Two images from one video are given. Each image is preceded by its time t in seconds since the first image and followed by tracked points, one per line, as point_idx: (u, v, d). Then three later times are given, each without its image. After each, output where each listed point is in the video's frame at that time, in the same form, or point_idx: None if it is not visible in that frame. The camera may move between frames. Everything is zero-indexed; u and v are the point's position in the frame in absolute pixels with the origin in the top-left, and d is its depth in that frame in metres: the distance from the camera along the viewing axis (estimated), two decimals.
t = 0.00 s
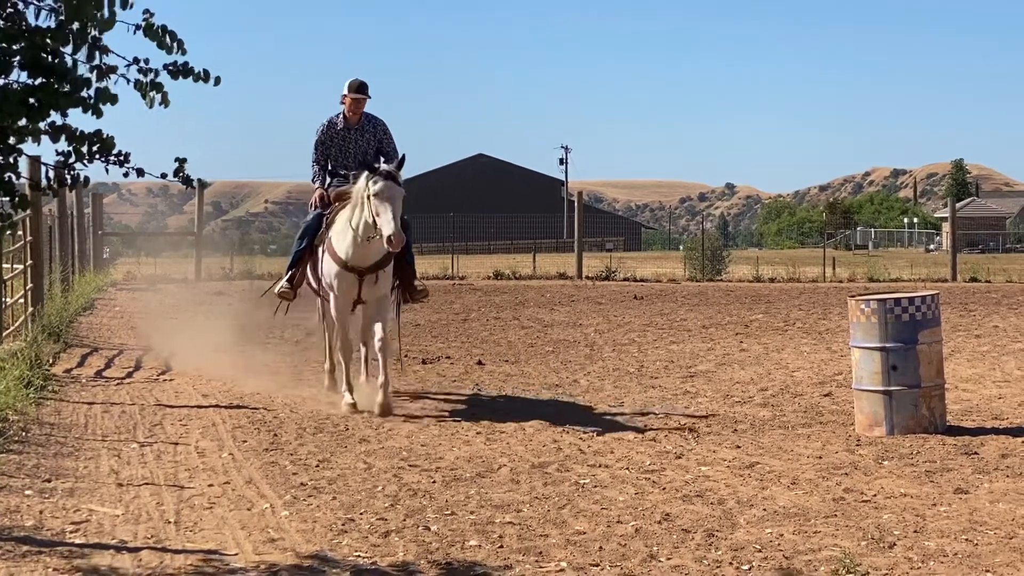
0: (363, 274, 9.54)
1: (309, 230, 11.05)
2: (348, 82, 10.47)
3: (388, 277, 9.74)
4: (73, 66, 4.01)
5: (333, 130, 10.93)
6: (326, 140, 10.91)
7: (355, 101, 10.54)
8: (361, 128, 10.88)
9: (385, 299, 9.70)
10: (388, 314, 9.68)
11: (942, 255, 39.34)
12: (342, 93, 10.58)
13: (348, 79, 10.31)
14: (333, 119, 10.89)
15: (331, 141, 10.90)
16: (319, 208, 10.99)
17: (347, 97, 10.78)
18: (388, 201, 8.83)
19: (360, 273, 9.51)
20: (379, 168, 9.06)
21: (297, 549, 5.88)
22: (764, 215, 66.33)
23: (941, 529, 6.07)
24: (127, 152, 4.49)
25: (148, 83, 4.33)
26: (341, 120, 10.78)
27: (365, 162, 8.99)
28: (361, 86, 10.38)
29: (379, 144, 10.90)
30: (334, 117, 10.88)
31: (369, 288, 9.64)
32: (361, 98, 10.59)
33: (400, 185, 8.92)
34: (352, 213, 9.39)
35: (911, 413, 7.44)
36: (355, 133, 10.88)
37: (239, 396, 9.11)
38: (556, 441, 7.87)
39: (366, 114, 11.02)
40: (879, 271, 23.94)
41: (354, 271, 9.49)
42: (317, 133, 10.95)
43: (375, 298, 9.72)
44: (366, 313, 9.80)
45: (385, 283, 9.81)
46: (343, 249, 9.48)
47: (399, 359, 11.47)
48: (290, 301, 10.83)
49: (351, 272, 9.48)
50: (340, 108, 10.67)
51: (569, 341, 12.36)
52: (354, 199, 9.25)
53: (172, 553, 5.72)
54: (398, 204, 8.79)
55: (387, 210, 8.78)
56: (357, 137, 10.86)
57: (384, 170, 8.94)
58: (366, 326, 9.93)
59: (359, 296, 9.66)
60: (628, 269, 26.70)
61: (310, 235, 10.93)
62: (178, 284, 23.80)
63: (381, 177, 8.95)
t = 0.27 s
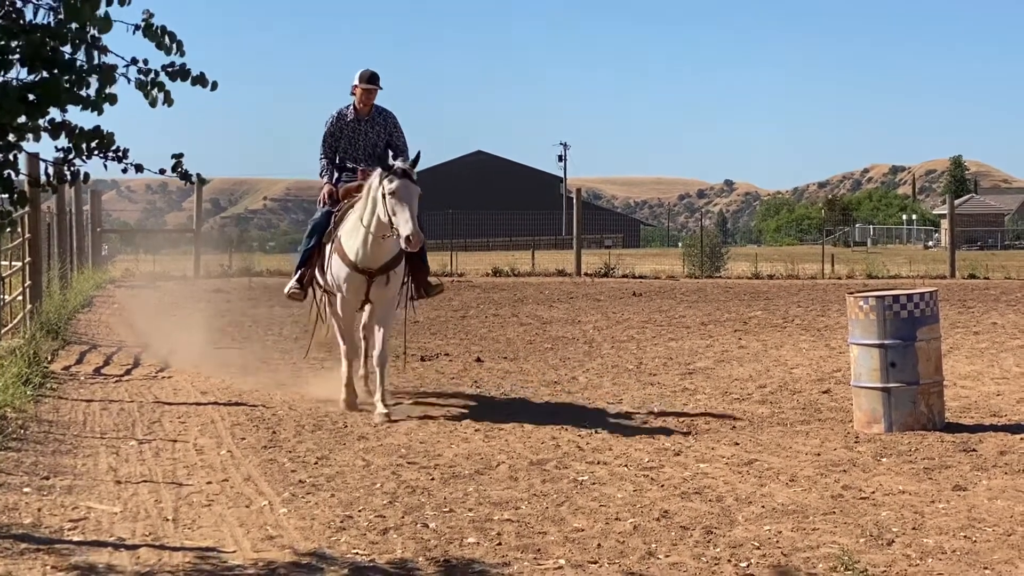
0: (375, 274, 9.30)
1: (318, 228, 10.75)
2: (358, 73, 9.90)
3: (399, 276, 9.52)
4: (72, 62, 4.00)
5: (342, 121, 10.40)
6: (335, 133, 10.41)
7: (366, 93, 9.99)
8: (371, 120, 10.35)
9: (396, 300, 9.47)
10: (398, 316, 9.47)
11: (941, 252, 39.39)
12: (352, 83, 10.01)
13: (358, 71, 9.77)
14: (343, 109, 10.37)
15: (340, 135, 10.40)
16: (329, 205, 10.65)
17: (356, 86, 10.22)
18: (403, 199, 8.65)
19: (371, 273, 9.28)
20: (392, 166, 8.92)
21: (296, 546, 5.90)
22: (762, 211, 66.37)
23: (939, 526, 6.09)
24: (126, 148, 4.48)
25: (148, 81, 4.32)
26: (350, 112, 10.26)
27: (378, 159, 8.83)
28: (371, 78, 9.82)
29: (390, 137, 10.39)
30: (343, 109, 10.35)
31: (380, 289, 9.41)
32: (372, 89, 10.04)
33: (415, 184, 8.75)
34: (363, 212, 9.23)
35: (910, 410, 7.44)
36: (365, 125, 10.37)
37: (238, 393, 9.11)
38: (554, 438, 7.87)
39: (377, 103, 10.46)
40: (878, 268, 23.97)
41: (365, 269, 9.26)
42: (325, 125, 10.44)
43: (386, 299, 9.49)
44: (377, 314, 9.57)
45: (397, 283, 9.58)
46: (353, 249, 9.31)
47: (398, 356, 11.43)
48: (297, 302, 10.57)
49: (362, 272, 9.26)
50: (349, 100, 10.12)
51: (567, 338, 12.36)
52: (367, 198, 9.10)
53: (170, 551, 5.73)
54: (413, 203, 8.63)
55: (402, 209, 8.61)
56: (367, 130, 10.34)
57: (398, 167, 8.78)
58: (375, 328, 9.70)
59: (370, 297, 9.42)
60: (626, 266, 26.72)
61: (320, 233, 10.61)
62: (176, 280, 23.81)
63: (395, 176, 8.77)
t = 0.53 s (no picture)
0: (385, 273, 9.02)
1: (319, 227, 10.43)
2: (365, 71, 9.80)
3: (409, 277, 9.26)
4: (70, 55, 3.99)
5: (346, 119, 10.27)
6: (338, 130, 10.27)
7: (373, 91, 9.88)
8: (375, 120, 10.24)
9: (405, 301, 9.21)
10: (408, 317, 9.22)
11: (939, 247, 39.43)
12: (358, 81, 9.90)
13: (367, 68, 9.63)
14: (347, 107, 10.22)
15: (343, 132, 10.27)
16: (330, 205, 10.32)
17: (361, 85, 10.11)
18: (420, 201, 8.38)
19: (382, 272, 8.99)
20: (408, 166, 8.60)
21: (293, 542, 5.90)
22: (758, 207, 66.36)
23: (937, 522, 6.11)
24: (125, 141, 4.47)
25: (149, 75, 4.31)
26: (355, 111, 10.15)
27: (395, 158, 8.52)
28: (379, 77, 9.72)
29: (394, 138, 10.29)
30: (347, 107, 10.22)
31: (390, 288, 9.12)
32: (380, 90, 9.93)
33: (432, 184, 8.47)
34: (375, 209, 8.95)
35: (907, 405, 7.44)
36: (370, 125, 10.25)
37: (234, 389, 9.10)
38: (552, 434, 7.87)
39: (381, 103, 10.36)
40: (875, 263, 23.96)
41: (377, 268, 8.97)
42: (328, 122, 10.30)
43: (395, 299, 9.21)
44: (385, 314, 9.29)
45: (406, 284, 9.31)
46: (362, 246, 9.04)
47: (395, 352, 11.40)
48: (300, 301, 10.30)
49: (372, 270, 8.97)
50: (355, 97, 10.01)
51: (564, 334, 12.34)
52: (380, 195, 8.81)
53: (167, 547, 5.72)
54: (430, 206, 8.35)
55: (418, 212, 8.34)
56: (371, 129, 10.24)
57: (415, 167, 8.48)
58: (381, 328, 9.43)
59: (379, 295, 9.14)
60: (623, 261, 26.70)
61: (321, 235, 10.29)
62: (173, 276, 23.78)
63: (411, 176, 8.48)
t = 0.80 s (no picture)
0: (392, 269, 8.95)
1: (321, 221, 10.21)
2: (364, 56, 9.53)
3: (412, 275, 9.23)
4: (63, 49, 3.99)
5: (346, 107, 9.95)
6: (338, 118, 9.95)
7: (373, 77, 9.60)
8: (376, 107, 9.95)
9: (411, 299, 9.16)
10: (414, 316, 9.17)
11: (932, 243, 39.47)
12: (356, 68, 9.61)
13: (366, 55, 9.33)
14: (346, 94, 9.90)
15: (344, 121, 9.95)
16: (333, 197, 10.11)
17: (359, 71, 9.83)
18: (429, 192, 8.28)
19: (389, 267, 8.92)
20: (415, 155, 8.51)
21: (288, 537, 5.90)
22: (752, 203, 66.38)
23: (930, 516, 6.14)
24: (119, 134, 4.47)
25: (143, 65, 4.32)
26: (355, 98, 9.83)
27: (402, 148, 8.44)
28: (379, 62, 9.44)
29: (396, 124, 10.03)
30: (346, 95, 9.92)
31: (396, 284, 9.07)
32: (379, 76, 9.63)
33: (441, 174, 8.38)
34: (382, 201, 8.87)
35: (901, 400, 7.44)
36: (370, 112, 9.96)
37: (229, 384, 9.09)
38: (546, 429, 7.87)
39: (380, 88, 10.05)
40: (869, 258, 23.98)
41: (384, 264, 8.91)
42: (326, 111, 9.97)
43: (400, 296, 9.16)
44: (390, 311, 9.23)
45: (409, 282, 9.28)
46: (370, 239, 8.96)
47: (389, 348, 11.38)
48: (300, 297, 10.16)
49: (380, 265, 8.89)
50: (354, 85, 9.71)
51: (559, 329, 12.34)
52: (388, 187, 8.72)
53: (161, 542, 5.72)
54: (439, 195, 8.27)
55: (428, 201, 8.26)
56: (372, 117, 9.94)
57: (423, 157, 8.40)
58: (385, 325, 9.37)
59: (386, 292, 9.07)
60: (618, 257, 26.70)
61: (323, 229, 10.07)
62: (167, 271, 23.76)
63: (419, 166, 8.38)
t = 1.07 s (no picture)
0: (395, 267, 8.70)
1: (325, 221, 9.97)
2: (363, 55, 9.50)
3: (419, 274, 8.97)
4: (53, 44, 3.97)
5: (346, 106, 9.92)
6: (338, 118, 9.92)
7: (372, 76, 9.56)
8: (376, 106, 9.91)
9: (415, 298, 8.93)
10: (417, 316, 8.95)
11: (922, 239, 39.55)
12: (356, 68, 9.58)
13: (364, 51, 9.28)
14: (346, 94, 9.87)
15: (344, 120, 9.92)
16: (335, 196, 9.86)
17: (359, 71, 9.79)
18: (437, 197, 8.01)
19: (391, 266, 8.67)
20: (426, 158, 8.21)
21: (278, 533, 5.89)
22: (744, 199, 66.44)
23: (921, 512, 6.16)
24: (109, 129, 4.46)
25: (132, 59, 4.30)
26: (355, 97, 9.80)
27: (413, 149, 8.14)
28: (378, 61, 9.42)
29: (396, 124, 9.99)
30: (345, 95, 9.89)
31: (399, 284, 8.83)
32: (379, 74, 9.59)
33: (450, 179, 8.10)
34: (388, 199, 8.57)
35: (892, 395, 7.45)
36: (370, 111, 9.92)
37: (219, 380, 9.09)
38: (537, 425, 7.87)
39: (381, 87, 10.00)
40: (860, 253, 24.00)
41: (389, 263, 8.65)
42: (326, 111, 9.94)
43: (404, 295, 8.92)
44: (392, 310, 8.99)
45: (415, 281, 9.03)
46: (371, 237, 8.68)
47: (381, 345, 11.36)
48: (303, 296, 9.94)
49: (381, 265, 8.64)
50: (353, 85, 9.68)
51: (551, 325, 12.34)
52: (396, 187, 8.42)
53: (152, 538, 5.71)
54: (447, 202, 7.99)
55: (436, 207, 7.98)
56: (372, 116, 9.91)
57: (433, 160, 8.10)
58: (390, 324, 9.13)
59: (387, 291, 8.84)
60: (609, 253, 26.71)
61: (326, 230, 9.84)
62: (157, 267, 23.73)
63: (429, 169, 8.09)
